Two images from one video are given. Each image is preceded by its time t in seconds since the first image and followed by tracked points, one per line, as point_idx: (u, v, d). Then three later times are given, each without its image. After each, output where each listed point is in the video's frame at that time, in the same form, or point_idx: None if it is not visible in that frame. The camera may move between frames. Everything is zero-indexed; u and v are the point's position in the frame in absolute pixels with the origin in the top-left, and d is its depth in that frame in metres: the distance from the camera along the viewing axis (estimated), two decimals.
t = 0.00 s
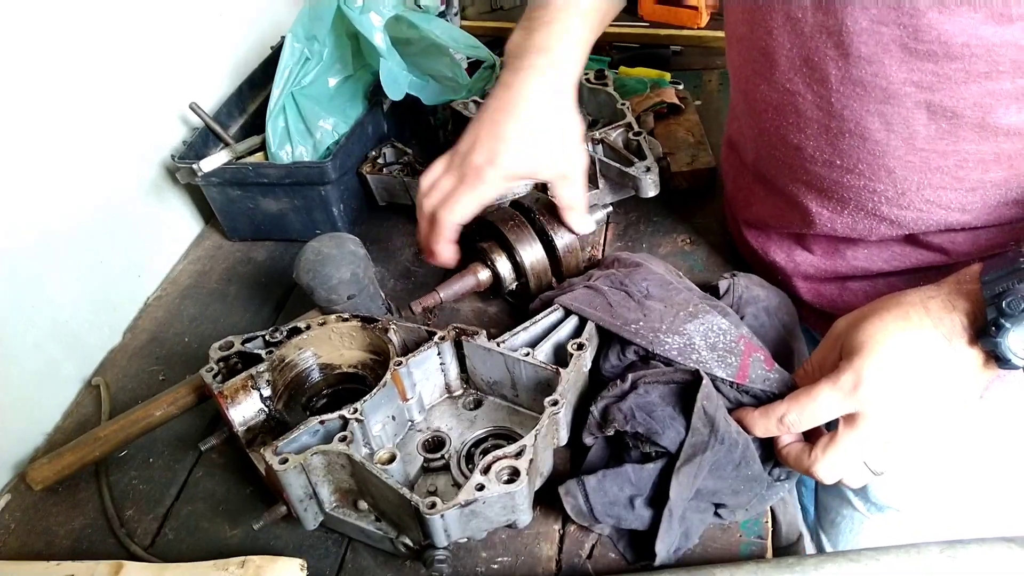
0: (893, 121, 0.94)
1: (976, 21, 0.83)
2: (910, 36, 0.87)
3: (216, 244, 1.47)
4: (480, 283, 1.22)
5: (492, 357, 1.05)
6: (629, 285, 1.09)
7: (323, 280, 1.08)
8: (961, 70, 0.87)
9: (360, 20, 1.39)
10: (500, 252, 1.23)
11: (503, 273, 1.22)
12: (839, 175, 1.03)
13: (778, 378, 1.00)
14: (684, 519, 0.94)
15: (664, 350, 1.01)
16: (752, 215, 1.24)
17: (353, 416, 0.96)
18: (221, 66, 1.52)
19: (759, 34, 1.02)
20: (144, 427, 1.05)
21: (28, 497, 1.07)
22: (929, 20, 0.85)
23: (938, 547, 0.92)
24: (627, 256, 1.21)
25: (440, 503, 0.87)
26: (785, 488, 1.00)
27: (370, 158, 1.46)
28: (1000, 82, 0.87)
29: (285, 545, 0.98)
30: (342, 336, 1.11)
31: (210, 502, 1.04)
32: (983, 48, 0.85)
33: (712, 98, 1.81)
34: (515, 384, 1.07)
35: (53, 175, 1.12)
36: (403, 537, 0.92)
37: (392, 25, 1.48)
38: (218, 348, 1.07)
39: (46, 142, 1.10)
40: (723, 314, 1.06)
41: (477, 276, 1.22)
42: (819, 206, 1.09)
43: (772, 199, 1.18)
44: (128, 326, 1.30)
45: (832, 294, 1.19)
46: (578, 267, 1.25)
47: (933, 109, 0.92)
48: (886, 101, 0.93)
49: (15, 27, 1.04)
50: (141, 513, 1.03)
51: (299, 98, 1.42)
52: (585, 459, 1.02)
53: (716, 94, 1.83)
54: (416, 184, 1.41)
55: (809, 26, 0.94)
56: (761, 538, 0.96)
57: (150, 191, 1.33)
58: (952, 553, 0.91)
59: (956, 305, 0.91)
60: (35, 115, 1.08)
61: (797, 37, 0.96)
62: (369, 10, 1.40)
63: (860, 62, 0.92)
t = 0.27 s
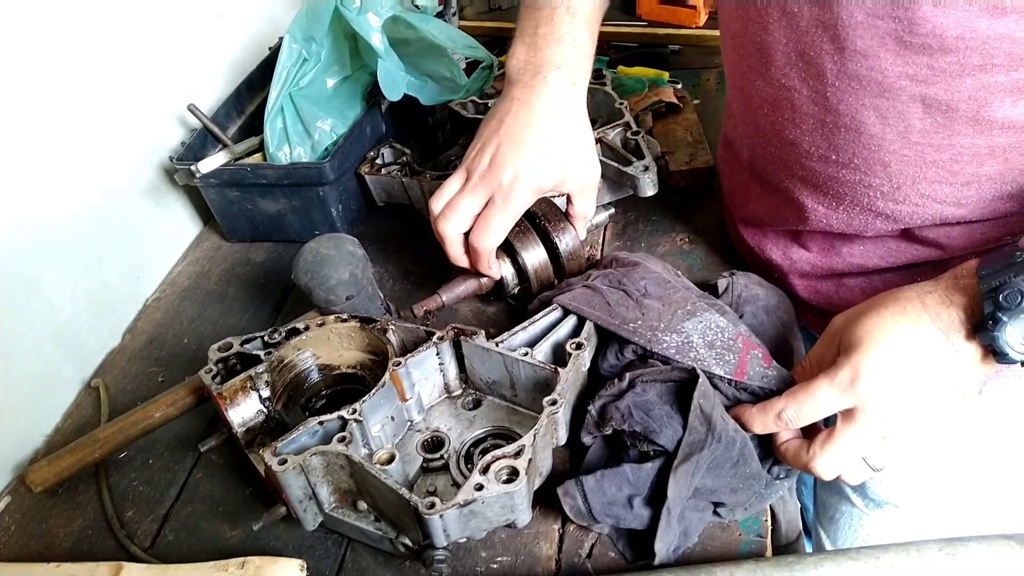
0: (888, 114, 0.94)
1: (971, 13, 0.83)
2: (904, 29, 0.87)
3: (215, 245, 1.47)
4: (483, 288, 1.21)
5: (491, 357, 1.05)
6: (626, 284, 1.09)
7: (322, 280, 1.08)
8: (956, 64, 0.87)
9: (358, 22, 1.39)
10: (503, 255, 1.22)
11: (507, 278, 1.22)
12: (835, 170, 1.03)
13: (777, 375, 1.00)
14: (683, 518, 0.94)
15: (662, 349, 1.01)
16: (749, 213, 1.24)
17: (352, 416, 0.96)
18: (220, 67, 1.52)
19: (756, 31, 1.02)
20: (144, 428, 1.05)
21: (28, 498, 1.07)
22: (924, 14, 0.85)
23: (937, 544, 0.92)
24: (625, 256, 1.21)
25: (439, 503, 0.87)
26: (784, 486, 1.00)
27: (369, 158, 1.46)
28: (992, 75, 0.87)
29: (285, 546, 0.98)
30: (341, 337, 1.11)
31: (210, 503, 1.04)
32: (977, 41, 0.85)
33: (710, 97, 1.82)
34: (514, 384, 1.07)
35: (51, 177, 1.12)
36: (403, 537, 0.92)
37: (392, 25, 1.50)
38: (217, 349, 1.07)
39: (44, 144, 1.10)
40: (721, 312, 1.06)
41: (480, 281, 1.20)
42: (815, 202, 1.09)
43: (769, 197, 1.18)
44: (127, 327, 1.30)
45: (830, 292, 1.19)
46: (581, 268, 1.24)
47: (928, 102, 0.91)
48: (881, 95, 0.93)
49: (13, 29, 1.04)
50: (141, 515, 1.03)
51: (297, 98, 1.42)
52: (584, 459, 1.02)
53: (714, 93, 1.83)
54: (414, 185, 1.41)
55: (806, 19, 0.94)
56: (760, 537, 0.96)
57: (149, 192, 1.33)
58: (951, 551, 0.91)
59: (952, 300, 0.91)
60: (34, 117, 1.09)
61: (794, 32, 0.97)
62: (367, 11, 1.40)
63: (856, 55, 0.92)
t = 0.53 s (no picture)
0: (897, 116, 0.94)
1: (978, 13, 0.83)
2: (911, 30, 0.87)
3: (216, 244, 1.48)
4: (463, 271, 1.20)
5: (492, 357, 1.05)
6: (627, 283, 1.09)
7: (323, 279, 1.08)
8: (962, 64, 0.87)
9: (360, 21, 1.39)
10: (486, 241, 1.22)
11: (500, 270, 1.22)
12: (839, 171, 1.03)
13: (778, 374, 1.00)
14: (684, 517, 0.94)
15: (663, 348, 1.01)
16: (750, 214, 1.24)
17: (352, 415, 0.96)
18: (221, 66, 1.52)
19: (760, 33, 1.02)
20: (144, 427, 1.05)
21: (28, 496, 1.07)
22: (930, 14, 0.85)
23: (938, 545, 0.92)
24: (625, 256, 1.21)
25: (439, 502, 0.86)
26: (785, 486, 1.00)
27: (370, 158, 1.46)
28: (1001, 75, 0.86)
29: (284, 544, 0.98)
30: (341, 336, 1.11)
31: (210, 502, 1.04)
32: (983, 41, 0.84)
33: (712, 97, 1.81)
34: (515, 384, 1.07)
35: (52, 175, 1.12)
36: (403, 537, 0.92)
37: (392, 25, 1.49)
38: (217, 348, 1.07)
39: (45, 142, 1.10)
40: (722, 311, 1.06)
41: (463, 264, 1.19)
42: (818, 203, 1.09)
43: (771, 197, 1.18)
44: (127, 326, 1.30)
45: (832, 291, 1.19)
46: (562, 264, 1.25)
47: (934, 104, 0.91)
48: (887, 96, 0.93)
49: (14, 28, 1.04)
50: (141, 513, 1.03)
51: (299, 98, 1.42)
52: (585, 458, 1.02)
53: (716, 94, 1.82)
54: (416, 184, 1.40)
55: (811, 21, 0.94)
56: (760, 537, 0.96)
57: (150, 191, 1.33)
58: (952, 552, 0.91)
59: (953, 296, 0.91)
60: (35, 116, 1.09)
61: (798, 34, 0.97)
62: (369, 10, 1.40)
63: (862, 56, 0.92)
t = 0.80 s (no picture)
0: (896, 117, 0.94)
1: (976, 13, 0.83)
2: (908, 33, 0.87)
3: (216, 243, 1.47)
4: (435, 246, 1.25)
5: (492, 357, 1.05)
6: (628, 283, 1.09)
7: (323, 278, 1.08)
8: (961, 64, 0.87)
9: (360, 20, 1.39)
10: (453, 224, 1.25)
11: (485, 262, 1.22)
12: (840, 170, 1.03)
13: (780, 373, 1.00)
14: (685, 517, 0.94)
15: (664, 347, 1.01)
16: (752, 213, 1.24)
17: (353, 415, 0.96)
18: (222, 65, 1.52)
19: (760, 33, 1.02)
20: (144, 425, 1.05)
21: (28, 495, 1.07)
22: (924, 19, 0.85)
23: (938, 546, 0.92)
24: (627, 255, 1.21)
25: (440, 502, 0.87)
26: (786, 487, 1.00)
27: (370, 157, 1.46)
28: (999, 75, 0.86)
29: (285, 543, 0.98)
30: (342, 335, 1.11)
31: (210, 501, 1.04)
32: (982, 41, 0.84)
33: (712, 97, 1.81)
34: (515, 384, 1.07)
35: (53, 174, 1.12)
36: (403, 536, 0.92)
37: (393, 24, 1.50)
38: (218, 347, 1.07)
39: (46, 141, 1.10)
40: (723, 311, 1.06)
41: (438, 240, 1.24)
42: (819, 202, 1.09)
43: (773, 197, 1.18)
44: (128, 325, 1.30)
45: (834, 289, 1.19)
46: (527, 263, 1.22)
47: (933, 104, 0.91)
48: (887, 96, 0.93)
49: (15, 27, 1.04)
50: (141, 512, 1.03)
51: (299, 97, 1.42)
52: (586, 458, 1.02)
53: (716, 94, 1.83)
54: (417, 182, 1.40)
55: (809, 22, 0.94)
56: (761, 537, 0.96)
57: (151, 190, 1.33)
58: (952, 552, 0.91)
59: (955, 296, 0.91)
60: (36, 114, 1.08)
61: (796, 35, 0.97)
62: (369, 10, 1.40)
63: (860, 57, 0.92)
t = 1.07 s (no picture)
0: (899, 112, 0.94)
1: (978, 9, 0.83)
2: (909, 28, 0.87)
3: (215, 244, 1.47)
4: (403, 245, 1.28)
5: (492, 356, 1.06)
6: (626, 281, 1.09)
7: (322, 279, 1.08)
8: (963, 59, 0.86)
9: (358, 20, 1.39)
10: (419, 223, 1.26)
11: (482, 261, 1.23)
12: (842, 168, 1.03)
13: (778, 368, 1.00)
14: (684, 516, 0.94)
15: (663, 345, 1.01)
16: (753, 213, 1.24)
17: (353, 416, 0.96)
18: (220, 66, 1.52)
19: (760, 31, 1.02)
20: (144, 427, 1.05)
21: (29, 497, 1.07)
22: (928, 13, 0.85)
23: (938, 544, 0.92)
24: (625, 254, 1.21)
25: (439, 502, 0.87)
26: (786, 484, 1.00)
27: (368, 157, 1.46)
28: (1003, 70, 0.86)
29: (285, 544, 0.98)
30: (341, 335, 1.11)
31: (210, 502, 1.04)
32: (984, 37, 0.84)
33: (711, 96, 1.81)
34: (515, 383, 1.07)
35: (52, 176, 1.12)
36: (403, 536, 0.93)
37: (392, 25, 1.50)
38: (217, 348, 1.07)
39: (45, 143, 1.10)
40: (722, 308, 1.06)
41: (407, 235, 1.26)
42: (821, 200, 1.09)
43: (774, 195, 1.19)
44: (127, 326, 1.30)
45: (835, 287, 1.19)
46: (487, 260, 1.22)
47: (936, 100, 0.91)
48: (890, 93, 0.93)
49: (13, 29, 1.04)
50: (142, 513, 1.04)
51: (298, 97, 1.42)
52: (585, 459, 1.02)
53: (715, 92, 1.82)
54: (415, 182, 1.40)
55: (812, 19, 0.94)
56: (761, 536, 0.96)
57: (150, 191, 1.33)
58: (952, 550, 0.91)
59: (957, 289, 0.91)
60: (34, 116, 1.09)
61: (798, 32, 0.97)
62: (367, 10, 1.40)
63: (863, 54, 0.92)
